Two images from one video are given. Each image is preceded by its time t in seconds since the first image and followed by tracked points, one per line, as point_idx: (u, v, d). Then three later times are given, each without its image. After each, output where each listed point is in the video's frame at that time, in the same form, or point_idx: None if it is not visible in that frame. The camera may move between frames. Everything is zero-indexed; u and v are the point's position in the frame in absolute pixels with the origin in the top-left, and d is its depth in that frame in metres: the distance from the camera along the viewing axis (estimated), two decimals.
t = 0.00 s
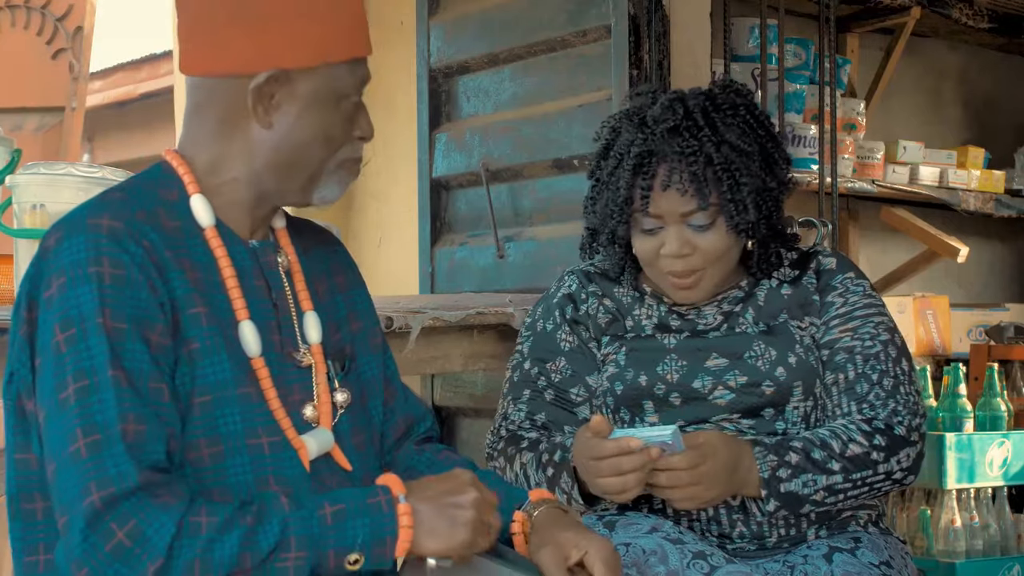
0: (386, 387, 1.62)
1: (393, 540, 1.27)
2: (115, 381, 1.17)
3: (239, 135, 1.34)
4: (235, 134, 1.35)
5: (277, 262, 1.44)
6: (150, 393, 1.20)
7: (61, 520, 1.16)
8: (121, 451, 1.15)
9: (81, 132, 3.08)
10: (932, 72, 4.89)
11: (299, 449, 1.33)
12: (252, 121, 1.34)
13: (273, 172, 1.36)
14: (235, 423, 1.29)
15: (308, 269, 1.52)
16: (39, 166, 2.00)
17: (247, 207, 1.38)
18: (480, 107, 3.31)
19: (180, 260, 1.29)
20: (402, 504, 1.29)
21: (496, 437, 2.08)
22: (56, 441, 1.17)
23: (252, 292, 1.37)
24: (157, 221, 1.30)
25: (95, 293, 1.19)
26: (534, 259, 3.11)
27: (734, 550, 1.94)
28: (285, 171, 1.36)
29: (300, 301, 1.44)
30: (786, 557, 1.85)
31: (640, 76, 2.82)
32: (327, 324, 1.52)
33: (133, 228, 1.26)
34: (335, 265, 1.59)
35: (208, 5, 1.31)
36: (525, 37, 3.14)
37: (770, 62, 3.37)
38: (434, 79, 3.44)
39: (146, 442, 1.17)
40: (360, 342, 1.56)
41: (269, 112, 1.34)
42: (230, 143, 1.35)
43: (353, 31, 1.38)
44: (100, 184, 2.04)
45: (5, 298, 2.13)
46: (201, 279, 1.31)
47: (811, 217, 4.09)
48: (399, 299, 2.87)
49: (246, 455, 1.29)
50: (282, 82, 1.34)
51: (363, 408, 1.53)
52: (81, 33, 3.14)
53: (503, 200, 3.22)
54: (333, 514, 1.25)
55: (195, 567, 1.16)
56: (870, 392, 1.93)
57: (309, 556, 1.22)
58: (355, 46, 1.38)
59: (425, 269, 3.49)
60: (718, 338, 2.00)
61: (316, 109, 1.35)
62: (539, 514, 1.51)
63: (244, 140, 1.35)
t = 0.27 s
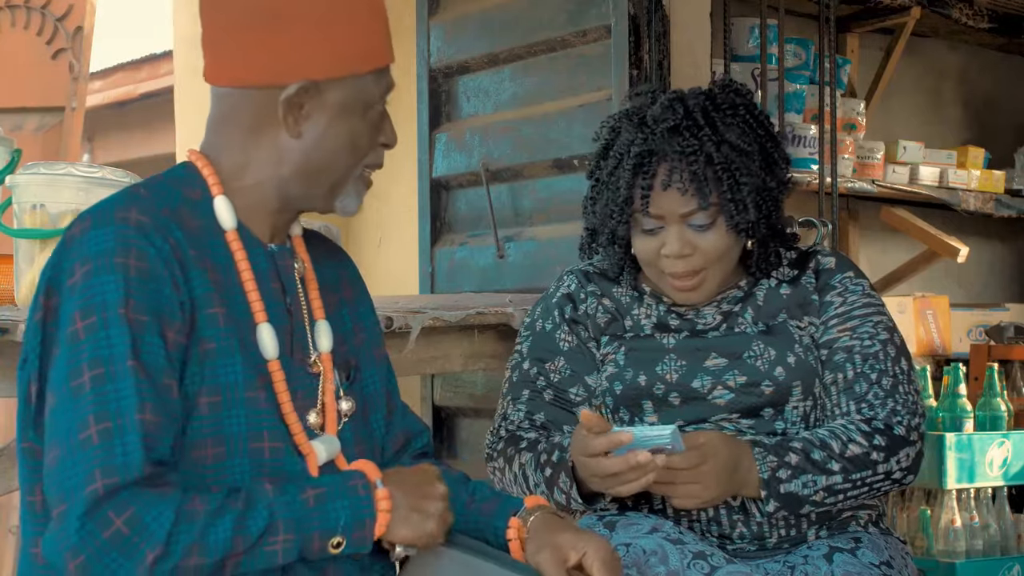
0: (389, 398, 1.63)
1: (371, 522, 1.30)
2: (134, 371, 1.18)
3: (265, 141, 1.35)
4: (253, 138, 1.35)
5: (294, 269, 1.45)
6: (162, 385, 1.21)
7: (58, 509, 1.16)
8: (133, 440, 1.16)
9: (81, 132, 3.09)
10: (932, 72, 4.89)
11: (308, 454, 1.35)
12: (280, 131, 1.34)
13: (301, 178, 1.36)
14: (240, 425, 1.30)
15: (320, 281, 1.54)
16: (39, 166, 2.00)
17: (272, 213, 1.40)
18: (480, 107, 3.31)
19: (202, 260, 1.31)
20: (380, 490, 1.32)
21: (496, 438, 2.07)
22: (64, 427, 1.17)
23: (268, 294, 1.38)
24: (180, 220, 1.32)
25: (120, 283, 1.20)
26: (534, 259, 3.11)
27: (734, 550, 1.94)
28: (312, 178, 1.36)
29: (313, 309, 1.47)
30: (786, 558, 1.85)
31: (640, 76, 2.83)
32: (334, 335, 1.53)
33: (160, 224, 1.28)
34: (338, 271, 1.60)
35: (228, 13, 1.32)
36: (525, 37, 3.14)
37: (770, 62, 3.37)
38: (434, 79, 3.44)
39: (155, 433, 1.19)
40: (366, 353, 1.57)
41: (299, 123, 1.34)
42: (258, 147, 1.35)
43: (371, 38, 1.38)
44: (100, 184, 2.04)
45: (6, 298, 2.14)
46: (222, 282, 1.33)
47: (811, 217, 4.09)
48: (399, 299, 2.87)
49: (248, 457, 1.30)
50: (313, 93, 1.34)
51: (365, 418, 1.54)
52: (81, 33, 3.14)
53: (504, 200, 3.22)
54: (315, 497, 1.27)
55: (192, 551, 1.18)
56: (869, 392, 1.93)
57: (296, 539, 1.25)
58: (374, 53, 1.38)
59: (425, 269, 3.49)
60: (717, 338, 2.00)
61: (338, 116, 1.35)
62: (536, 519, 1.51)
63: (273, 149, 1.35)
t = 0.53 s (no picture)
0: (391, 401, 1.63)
1: (383, 527, 1.30)
2: (155, 364, 1.19)
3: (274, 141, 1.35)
4: (262, 138, 1.35)
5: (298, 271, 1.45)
6: (180, 379, 1.22)
7: (80, 503, 1.16)
8: (159, 432, 1.17)
9: (81, 132, 3.09)
10: (932, 72, 4.89)
11: (310, 454, 1.35)
12: (289, 132, 1.35)
13: (307, 181, 1.37)
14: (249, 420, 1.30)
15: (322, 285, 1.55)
16: (39, 166, 2.00)
17: (277, 215, 1.40)
18: (480, 107, 3.31)
19: (210, 258, 1.32)
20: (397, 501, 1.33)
21: (495, 438, 2.07)
22: (82, 423, 1.18)
23: (272, 296, 1.39)
24: (189, 218, 1.33)
25: (137, 278, 1.22)
26: (533, 259, 3.11)
27: (734, 551, 1.93)
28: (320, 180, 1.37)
29: (317, 313, 1.48)
30: (786, 557, 1.84)
31: (640, 76, 2.83)
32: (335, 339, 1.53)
33: (172, 222, 1.30)
34: (339, 273, 1.60)
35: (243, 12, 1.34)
36: (525, 37, 3.14)
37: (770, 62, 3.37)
38: (434, 79, 3.44)
39: (178, 426, 1.20)
40: (368, 359, 1.58)
41: (307, 124, 1.35)
42: (265, 146, 1.35)
43: (382, 44, 1.39)
44: (100, 184, 2.04)
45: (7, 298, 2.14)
46: (230, 283, 1.34)
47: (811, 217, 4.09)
48: (399, 299, 2.87)
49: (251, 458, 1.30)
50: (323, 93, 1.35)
51: (367, 422, 1.54)
52: (81, 33, 3.14)
53: (504, 200, 3.22)
54: (334, 500, 1.28)
55: (215, 547, 1.19)
56: (867, 390, 1.93)
57: (314, 543, 1.25)
58: (385, 60, 1.39)
59: (425, 269, 3.49)
60: (715, 337, 2.00)
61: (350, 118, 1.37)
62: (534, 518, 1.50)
63: (278, 148, 1.35)
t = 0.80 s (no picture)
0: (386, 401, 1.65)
1: (349, 564, 1.24)
2: (92, 392, 1.15)
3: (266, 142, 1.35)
4: (260, 135, 1.34)
5: (292, 271, 1.47)
6: (133, 404, 1.19)
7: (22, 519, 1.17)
8: (80, 463, 1.13)
9: (81, 132, 3.09)
10: (932, 72, 4.89)
11: (310, 458, 1.36)
12: (282, 129, 1.34)
13: (298, 182, 1.36)
14: (240, 432, 1.30)
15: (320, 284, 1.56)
16: (39, 166, 2.00)
17: (268, 215, 1.40)
18: (480, 107, 3.31)
19: (192, 271, 1.30)
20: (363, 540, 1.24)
21: (496, 439, 2.07)
22: (32, 441, 1.17)
23: (266, 299, 1.40)
24: (175, 226, 1.31)
25: (96, 299, 1.19)
26: (533, 259, 3.11)
27: (734, 552, 1.93)
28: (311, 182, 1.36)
29: (313, 312, 1.49)
30: (787, 557, 1.85)
31: (640, 76, 2.83)
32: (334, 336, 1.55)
33: (149, 235, 1.27)
34: (337, 273, 1.61)
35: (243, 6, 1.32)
36: (525, 37, 3.14)
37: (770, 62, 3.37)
38: (433, 78, 3.44)
39: (116, 457, 1.16)
40: (363, 357, 1.60)
41: (300, 123, 1.34)
42: (257, 146, 1.35)
43: (385, 48, 1.37)
44: (101, 184, 2.04)
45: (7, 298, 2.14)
46: (213, 289, 1.32)
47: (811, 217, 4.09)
48: (400, 299, 2.87)
49: (249, 465, 1.31)
50: (317, 94, 1.33)
51: (366, 419, 1.56)
52: (81, 33, 3.14)
53: (504, 200, 3.22)
54: (284, 540, 1.21)
55: None
56: (867, 390, 1.93)
57: None
58: (387, 64, 1.37)
59: (425, 269, 3.49)
60: (715, 338, 2.00)
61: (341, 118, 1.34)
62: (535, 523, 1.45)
63: (273, 148, 1.35)
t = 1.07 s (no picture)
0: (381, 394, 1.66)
1: None
2: (55, 406, 1.15)
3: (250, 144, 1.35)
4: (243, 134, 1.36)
5: (279, 271, 1.46)
6: (102, 420, 1.19)
7: None
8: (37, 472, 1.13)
9: (81, 132, 3.09)
10: (932, 72, 4.89)
11: (300, 462, 1.37)
12: (265, 134, 1.35)
13: (274, 189, 1.36)
14: (227, 444, 1.30)
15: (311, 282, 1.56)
16: (39, 166, 2.00)
17: (247, 216, 1.40)
18: (480, 107, 3.31)
19: (173, 283, 1.30)
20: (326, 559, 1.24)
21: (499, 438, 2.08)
22: None
23: (253, 303, 1.40)
24: (158, 232, 1.32)
25: (65, 312, 1.19)
26: (533, 259, 3.11)
27: (734, 551, 1.94)
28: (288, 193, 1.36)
29: (302, 310, 1.49)
30: (787, 557, 1.84)
31: (640, 76, 2.83)
32: (325, 333, 1.55)
33: (124, 245, 1.26)
34: (330, 273, 1.62)
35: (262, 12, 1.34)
36: (525, 37, 3.14)
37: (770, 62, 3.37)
38: (434, 78, 3.44)
39: (78, 472, 1.15)
40: (355, 352, 1.61)
41: (285, 130, 1.34)
42: (243, 146, 1.36)
43: (392, 79, 1.39)
44: (101, 184, 2.04)
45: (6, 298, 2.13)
46: (194, 294, 1.32)
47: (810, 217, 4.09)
48: (400, 298, 2.87)
49: (237, 476, 1.31)
50: (309, 106, 1.34)
51: (360, 415, 1.57)
52: (81, 32, 3.14)
53: (503, 201, 3.22)
54: None
55: None
56: (867, 390, 1.93)
57: None
58: (391, 94, 1.39)
59: (424, 269, 3.49)
60: (715, 337, 2.00)
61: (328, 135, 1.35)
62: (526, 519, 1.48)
63: (253, 154, 1.35)
